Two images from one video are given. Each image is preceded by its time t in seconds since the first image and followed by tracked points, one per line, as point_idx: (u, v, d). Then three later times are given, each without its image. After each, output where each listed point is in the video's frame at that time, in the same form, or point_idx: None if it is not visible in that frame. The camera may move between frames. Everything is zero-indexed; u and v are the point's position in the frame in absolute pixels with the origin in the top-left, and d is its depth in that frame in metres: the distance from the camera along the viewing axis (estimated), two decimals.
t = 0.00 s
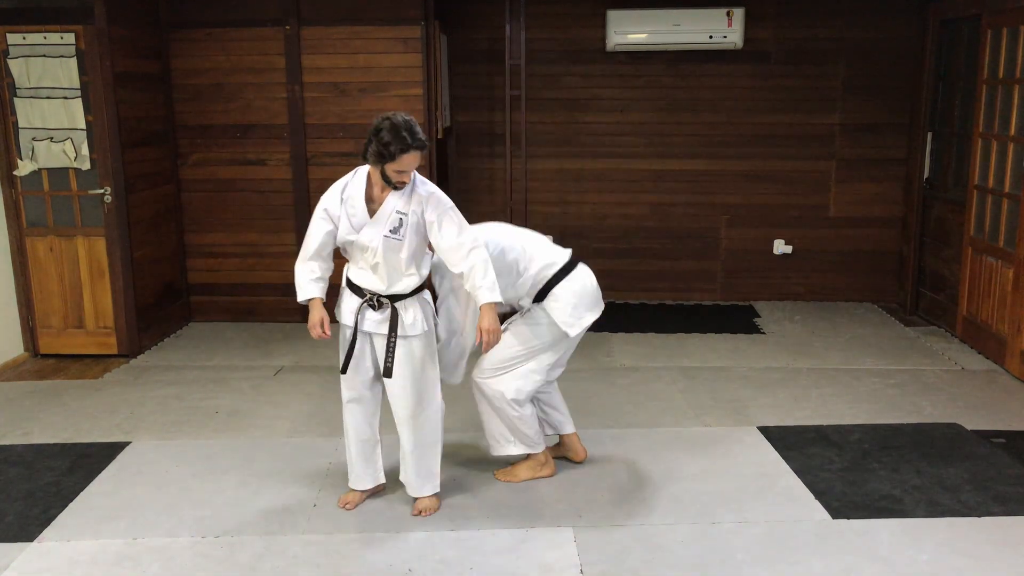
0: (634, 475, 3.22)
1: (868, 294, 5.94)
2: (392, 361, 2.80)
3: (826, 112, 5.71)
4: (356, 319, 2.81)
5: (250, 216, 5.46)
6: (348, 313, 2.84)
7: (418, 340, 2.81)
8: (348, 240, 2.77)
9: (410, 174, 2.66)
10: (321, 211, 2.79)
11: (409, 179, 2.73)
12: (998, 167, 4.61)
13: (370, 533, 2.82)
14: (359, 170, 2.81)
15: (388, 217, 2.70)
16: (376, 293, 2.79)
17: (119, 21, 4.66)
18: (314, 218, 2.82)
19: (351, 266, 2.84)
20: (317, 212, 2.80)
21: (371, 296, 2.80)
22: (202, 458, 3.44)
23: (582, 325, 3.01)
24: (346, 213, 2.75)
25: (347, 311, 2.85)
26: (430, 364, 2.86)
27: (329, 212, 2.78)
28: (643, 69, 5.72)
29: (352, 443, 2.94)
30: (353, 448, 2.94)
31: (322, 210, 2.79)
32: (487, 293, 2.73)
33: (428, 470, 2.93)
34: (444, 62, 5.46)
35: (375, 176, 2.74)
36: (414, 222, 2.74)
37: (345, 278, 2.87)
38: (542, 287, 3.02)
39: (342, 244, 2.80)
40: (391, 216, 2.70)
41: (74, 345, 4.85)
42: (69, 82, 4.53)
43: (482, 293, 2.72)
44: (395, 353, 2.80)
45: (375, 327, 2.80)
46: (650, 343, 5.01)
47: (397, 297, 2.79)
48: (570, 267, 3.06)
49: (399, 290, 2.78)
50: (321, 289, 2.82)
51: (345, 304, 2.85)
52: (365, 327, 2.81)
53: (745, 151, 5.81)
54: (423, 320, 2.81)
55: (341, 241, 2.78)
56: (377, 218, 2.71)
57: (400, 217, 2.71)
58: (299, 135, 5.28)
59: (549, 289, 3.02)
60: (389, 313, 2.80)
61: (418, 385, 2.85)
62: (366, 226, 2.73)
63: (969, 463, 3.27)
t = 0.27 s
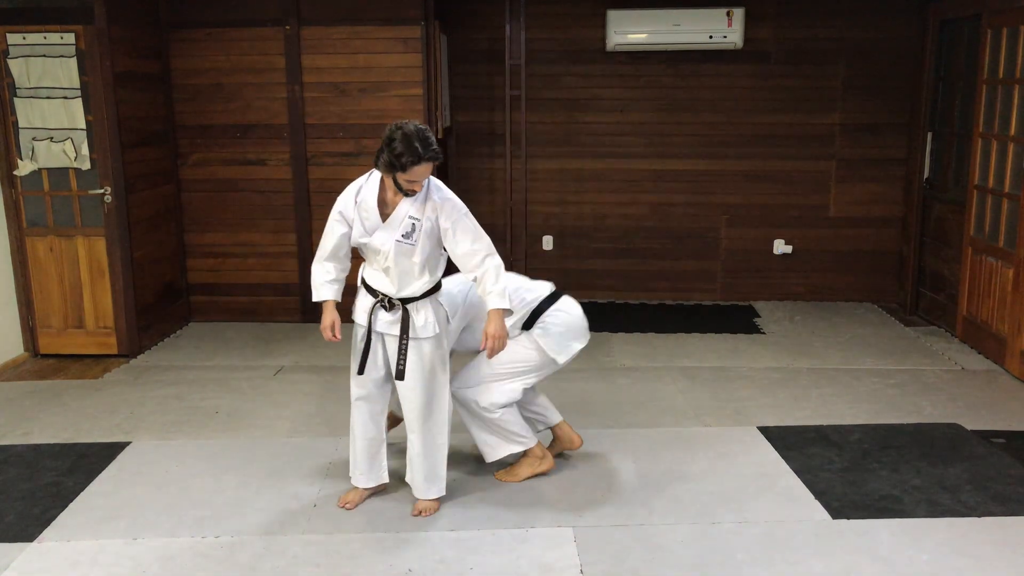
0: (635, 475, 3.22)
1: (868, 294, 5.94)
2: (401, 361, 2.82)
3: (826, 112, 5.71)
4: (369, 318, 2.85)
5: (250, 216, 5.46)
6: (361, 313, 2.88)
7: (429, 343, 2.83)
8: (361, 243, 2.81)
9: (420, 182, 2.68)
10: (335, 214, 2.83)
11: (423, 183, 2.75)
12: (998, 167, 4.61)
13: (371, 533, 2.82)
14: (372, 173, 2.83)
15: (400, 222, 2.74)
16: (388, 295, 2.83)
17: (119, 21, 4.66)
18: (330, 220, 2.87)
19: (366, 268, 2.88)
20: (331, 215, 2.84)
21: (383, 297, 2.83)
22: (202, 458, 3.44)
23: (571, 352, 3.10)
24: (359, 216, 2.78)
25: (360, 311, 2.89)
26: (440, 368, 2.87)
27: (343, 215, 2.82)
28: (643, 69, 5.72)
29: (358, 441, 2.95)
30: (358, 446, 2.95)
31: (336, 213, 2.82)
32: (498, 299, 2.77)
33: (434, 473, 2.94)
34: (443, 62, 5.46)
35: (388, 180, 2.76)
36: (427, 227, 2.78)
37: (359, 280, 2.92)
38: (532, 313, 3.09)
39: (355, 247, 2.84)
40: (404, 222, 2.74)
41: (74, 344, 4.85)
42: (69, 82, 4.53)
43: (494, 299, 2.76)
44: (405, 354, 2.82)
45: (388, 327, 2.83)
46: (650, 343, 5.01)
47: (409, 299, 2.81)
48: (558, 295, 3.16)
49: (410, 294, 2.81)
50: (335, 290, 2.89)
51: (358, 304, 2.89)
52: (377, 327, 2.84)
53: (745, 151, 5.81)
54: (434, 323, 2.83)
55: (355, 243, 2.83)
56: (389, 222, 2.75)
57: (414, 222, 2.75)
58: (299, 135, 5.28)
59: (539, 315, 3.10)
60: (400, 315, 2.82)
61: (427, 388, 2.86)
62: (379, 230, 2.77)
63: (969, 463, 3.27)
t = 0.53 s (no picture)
0: (635, 475, 3.22)
1: (868, 294, 5.94)
2: (404, 360, 2.83)
3: (826, 112, 5.71)
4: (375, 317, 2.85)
5: (250, 216, 5.46)
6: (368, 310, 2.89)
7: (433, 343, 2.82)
8: (367, 243, 2.82)
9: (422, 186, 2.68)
10: (343, 214, 2.85)
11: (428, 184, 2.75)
12: (998, 167, 4.61)
13: (371, 533, 2.82)
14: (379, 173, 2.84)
15: (405, 222, 2.74)
16: (393, 294, 2.83)
17: (119, 21, 4.66)
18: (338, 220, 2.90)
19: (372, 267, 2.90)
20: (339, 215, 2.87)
21: (388, 296, 2.84)
22: (202, 458, 3.44)
23: (536, 366, 3.08)
24: (365, 216, 2.79)
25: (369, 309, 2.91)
26: (444, 368, 2.86)
27: (350, 215, 2.83)
28: (643, 69, 5.72)
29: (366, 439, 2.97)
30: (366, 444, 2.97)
31: (343, 213, 2.85)
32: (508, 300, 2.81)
33: (438, 473, 2.93)
34: (443, 62, 5.46)
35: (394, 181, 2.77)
36: (433, 228, 2.77)
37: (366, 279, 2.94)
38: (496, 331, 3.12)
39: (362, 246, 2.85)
40: (409, 222, 2.74)
41: (74, 345, 4.86)
42: (69, 82, 4.53)
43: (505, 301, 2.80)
44: (408, 352, 2.82)
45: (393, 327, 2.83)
46: (650, 343, 5.01)
47: (414, 298, 2.81)
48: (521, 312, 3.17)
49: (415, 293, 2.81)
50: (342, 290, 2.91)
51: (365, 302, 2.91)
52: (383, 326, 2.84)
53: (745, 151, 5.81)
54: (438, 323, 2.82)
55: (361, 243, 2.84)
56: (394, 222, 2.75)
57: (419, 222, 2.74)
58: (299, 135, 5.28)
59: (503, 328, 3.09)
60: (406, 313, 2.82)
61: (432, 388, 2.85)
62: (384, 231, 2.78)
63: (969, 463, 3.27)
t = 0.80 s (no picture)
0: (635, 475, 3.22)
1: (868, 294, 5.94)
2: (403, 359, 2.84)
3: (826, 112, 5.71)
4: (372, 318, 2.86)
5: (250, 216, 5.46)
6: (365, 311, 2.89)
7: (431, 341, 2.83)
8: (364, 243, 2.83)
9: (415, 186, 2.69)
10: (339, 215, 2.86)
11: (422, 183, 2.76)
12: (998, 167, 4.62)
13: (371, 533, 2.82)
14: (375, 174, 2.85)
15: (401, 221, 2.75)
16: (391, 294, 2.84)
17: (119, 20, 4.66)
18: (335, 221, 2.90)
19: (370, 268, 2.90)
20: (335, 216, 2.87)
21: (385, 296, 2.84)
22: (202, 458, 3.44)
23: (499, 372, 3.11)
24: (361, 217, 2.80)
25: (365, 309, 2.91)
26: (443, 366, 2.86)
27: (346, 216, 2.84)
28: (643, 69, 5.72)
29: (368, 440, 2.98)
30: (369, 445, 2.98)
31: (339, 213, 2.85)
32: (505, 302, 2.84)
33: (438, 472, 2.93)
34: (443, 62, 5.46)
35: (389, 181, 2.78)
36: (429, 227, 2.77)
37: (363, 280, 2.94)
38: (458, 339, 3.05)
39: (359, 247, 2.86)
40: (405, 221, 2.74)
41: (74, 344, 4.86)
42: (69, 82, 4.53)
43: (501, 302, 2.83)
44: (406, 352, 2.83)
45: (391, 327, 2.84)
46: (650, 343, 5.01)
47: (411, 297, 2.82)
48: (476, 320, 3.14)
49: (411, 293, 2.81)
50: (339, 290, 2.92)
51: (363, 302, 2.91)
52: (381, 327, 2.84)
53: (745, 151, 5.80)
54: (436, 321, 2.82)
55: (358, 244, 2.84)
56: (390, 222, 2.76)
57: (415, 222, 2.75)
58: (299, 135, 5.28)
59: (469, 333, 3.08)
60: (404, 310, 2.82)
61: (431, 386, 2.86)
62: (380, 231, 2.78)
63: (969, 463, 3.27)
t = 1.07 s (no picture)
0: (634, 475, 3.22)
1: (868, 294, 5.94)
2: (399, 356, 2.83)
3: (826, 112, 5.71)
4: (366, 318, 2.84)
5: (250, 216, 5.46)
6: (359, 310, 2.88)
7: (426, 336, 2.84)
8: (352, 243, 2.81)
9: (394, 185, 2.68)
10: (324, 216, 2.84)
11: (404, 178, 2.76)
12: (998, 167, 4.61)
13: (371, 533, 2.82)
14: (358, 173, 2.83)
15: (387, 219, 2.74)
16: (382, 292, 2.83)
17: (118, 20, 4.66)
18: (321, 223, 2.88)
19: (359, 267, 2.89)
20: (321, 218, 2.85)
21: (378, 295, 2.83)
22: (202, 458, 3.44)
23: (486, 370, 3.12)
24: (347, 217, 2.78)
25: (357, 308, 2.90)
26: (439, 362, 2.87)
27: (332, 217, 2.82)
28: (643, 69, 5.72)
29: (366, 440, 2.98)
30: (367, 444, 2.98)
31: (325, 215, 2.83)
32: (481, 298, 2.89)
33: (439, 468, 2.94)
34: (443, 62, 5.45)
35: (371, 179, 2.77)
36: (416, 222, 2.77)
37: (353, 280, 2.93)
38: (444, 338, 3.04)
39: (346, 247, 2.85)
40: (392, 219, 2.74)
41: (74, 344, 4.86)
42: (69, 82, 4.54)
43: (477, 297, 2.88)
44: (403, 350, 2.83)
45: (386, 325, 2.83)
46: (649, 343, 5.01)
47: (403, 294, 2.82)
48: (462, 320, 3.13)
49: (404, 288, 2.82)
50: (329, 292, 2.89)
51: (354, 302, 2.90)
52: (375, 326, 2.84)
53: (745, 151, 5.80)
54: (431, 317, 2.83)
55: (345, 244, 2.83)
56: (377, 220, 2.75)
57: (402, 218, 2.74)
58: (299, 135, 5.28)
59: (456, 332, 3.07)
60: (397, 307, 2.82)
61: (427, 383, 2.86)
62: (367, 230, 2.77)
63: (969, 463, 3.27)
